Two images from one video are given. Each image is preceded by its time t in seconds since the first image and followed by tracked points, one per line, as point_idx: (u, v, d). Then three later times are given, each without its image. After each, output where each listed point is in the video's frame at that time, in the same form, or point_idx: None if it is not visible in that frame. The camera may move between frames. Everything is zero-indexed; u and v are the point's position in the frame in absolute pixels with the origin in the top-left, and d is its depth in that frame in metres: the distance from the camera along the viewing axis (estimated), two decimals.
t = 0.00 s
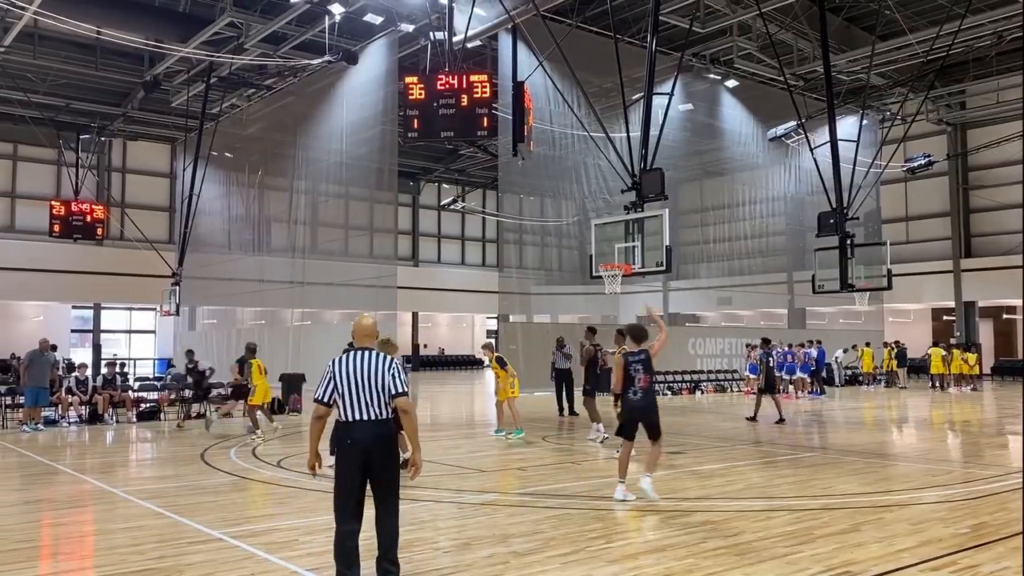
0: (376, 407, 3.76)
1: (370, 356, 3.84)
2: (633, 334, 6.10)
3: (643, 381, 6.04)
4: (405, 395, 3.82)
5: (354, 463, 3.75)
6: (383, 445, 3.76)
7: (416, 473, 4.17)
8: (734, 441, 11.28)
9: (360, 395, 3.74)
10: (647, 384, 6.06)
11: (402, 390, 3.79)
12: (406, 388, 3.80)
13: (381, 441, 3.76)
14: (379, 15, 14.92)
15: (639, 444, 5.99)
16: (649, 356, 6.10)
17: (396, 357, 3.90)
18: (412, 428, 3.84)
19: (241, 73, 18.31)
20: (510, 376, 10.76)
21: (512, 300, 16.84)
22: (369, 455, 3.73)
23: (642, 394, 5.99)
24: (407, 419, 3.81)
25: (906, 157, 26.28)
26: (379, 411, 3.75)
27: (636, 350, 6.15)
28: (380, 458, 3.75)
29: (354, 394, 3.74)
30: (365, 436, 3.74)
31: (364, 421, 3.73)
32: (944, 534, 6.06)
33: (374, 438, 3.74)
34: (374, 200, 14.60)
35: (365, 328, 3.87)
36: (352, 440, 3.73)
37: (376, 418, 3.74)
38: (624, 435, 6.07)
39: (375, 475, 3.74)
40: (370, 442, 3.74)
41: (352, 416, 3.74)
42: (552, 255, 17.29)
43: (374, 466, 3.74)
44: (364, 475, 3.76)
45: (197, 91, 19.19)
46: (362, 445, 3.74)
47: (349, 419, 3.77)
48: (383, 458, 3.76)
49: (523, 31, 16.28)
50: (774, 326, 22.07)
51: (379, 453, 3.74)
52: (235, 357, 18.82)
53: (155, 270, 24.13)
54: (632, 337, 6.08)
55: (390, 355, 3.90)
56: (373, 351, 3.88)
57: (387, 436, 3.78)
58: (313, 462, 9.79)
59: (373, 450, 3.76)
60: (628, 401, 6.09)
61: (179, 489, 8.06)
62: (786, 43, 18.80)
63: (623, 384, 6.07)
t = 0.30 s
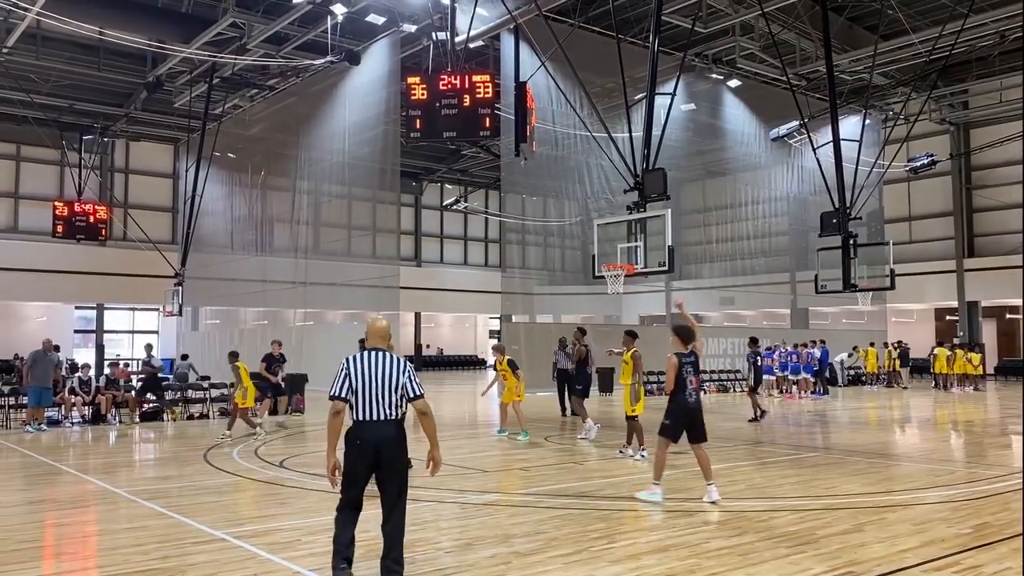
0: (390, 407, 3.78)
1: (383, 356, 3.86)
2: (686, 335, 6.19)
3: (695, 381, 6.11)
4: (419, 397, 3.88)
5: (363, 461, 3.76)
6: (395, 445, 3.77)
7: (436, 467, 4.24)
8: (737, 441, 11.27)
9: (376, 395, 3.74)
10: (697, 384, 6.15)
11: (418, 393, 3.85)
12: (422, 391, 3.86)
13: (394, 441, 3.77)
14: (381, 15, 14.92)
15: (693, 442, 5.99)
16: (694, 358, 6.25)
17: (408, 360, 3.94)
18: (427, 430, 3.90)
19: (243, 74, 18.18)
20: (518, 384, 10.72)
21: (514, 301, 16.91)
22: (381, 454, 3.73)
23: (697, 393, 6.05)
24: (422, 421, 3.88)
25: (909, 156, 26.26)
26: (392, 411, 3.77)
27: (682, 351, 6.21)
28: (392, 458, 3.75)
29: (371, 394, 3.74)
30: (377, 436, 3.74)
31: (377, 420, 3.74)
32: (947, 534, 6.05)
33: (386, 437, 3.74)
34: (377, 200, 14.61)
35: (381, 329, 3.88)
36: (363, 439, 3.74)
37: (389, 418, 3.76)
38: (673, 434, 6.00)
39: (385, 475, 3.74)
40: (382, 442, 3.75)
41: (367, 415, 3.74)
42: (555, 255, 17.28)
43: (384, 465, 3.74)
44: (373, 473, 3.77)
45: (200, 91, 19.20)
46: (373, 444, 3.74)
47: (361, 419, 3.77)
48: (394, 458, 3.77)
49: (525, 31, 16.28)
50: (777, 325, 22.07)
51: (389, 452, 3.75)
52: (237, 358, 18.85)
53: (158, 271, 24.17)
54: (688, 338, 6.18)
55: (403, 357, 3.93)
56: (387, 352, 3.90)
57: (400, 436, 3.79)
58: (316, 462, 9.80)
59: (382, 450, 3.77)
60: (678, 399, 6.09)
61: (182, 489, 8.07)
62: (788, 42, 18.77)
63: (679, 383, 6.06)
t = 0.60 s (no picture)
0: (389, 408, 3.81)
1: (380, 356, 3.88)
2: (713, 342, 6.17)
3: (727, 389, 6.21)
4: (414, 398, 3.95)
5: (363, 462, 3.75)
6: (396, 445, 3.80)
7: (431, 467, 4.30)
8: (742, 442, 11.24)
9: (377, 396, 3.76)
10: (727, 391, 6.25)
11: (415, 393, 3.91)
12: (419, 392, 3.92)
13: (393, 441, 3.79)
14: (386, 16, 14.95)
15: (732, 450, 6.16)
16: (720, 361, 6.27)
17: (403, 360, 3.98)
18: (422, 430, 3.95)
19: (248, 75, 18.31)
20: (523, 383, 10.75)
21: (519, 301, 16.87)
22: (382, 455, 3.74)
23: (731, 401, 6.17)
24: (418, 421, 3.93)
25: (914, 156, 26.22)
26: (392, 411, 3.80)
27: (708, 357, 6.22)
28: (393, 458, 3.77)
29: (372, 394, 3.76)
30: (376, 437, 3.75)
31: (377, 421, 3.76)
32: (953, 534, 6.03)
33: (386, 438, 3.76)
34: (381, 201, 14.61)
35: (378, 329, 3.92)
36: (363, 439, 3.73)
37: (389, 418, 3.79)
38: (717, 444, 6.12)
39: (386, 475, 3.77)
40: (381, 442, 3.76)
41: (366, 415, 3.76)
42: (559, 255, 17.29)
43: (384, 465, 3.76)
44: (371, 473, 3.77)
45: (205, 92, 19.24)
46: (373, 445, 3.75)
47: (358, 419, 3.78)
48: (393, 458, 3.79)
49: (529, 31, 16.28)
50: (782, 325, 22.03)
51: (389, 454, 3.76)
52: (242, 358, 18.87)
53: (163, 271, 24.21)
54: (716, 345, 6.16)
55: (397, 358, 3.97)
56: (383, 353, 3.93)
57: (398, 437, 3.81)
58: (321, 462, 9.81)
59: (380, 451, 3.78)
60: (713, 406, 6.16)
61: (188, 489, 8.10)
62: (793, 41, 18.74)
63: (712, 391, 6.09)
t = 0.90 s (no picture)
0: (372, 404, 3.82)
1: (363, 354, 3.91)
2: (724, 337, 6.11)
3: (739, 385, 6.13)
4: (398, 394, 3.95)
5: (348, 459, 3.77)
6: (380, 442, 3.81)
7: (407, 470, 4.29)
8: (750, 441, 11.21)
9: (358, 392, 3.79)
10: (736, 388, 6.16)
11: (398, 389, 3.91)
12: (401, 387, 3.92)
13: (377, 437, 3.80)
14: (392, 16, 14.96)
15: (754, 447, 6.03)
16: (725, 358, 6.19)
17: (387, 357, 4.00)
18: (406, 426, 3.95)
19: (255, 75, 18.37)
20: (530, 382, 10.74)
21: (526, 301, 16.81)
22: (367, 452, 3.76)
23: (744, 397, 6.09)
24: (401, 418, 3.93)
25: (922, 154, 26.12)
26: (375, 408, 3.81)
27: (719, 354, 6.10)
28: (378, 455, 3.78)
29: (352, 390, 3.78)
30: (359, 433, 3.76)
31: (359, 417, 3.78)
32: (961, 535, 6.00)
33: (368, 434, 3.77)
34: (388, 201, 14.62)
35: (360, 327, 3.96)
36: (346, 436, 3.75)
37: (373, 415, 3.81)
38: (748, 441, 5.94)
39: (373, 471, 3.78)
40: (365, 438, 3.77)
41: (349, 412, 3.78)
42: (565, 254, 17.30)
43: (370, 462, 3.78)
44: (356, 470, 3.78)
45: (212, 92, 19.29)
46: (357, 443, 3.77)
47: (343, 416, 3.81)
48: (377, 454, 3.79)
49: (535, 30, 16.27)
50: (790, 324, 21.97)
51: (371, 450, 3.77)
52: (250, 358, 18.93)
53: (170, 271, 24.27)
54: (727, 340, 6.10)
55: (382, 355, 3.99)
56: (366, 350, 3.96)
57: (382, 433, 3.82)
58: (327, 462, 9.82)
59: (364, 447, 3.79)
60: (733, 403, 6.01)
61: (195, 488, 8.12)
62: (800, 40, 18.66)
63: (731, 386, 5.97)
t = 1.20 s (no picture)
0: (358, 400, 3.90)
1: (350, 353, 4.00)
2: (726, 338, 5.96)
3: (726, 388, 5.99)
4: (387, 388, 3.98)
5: (339, 456, 3.87)
6: (369, 438, 3.89)
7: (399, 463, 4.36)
8: (759, 441, 11.18)
9: (341, 390, 3.87)
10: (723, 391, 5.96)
11: (384, 383, 3.94)
12: (388, 381, 3.95)
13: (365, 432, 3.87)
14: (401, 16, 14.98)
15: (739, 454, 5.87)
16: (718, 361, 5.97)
17: (377, 353, 4.06)
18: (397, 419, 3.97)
19: (264, 75, 18.43)
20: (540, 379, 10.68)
21: (534, 299, 16.72)
22: (355, 448, 3.84)
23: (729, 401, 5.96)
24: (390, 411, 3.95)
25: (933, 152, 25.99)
26: (362, 405, 3.89)
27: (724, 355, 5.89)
28: (366, 451, 3.85)
29: (335, 390, 3.88)
30: (346, 429, 3.86)
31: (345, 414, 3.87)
32: (970, 535, 5.97)
33: (355, 430, 3.85)
34: (397, 200, 14.65)
35: (346, 327, 4.05)
36: (335, 433, 3.86)
37: (361, 411, 3.88)
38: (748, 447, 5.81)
39: (362, 467, 3.86)
40: (352, 435, 3.86)
41: (335, 410, 3.88)
42: (574, 254, 17.32)
43: (359, 457, 3.86)
44: (348, 466, 3.88)
45: (222, 92, 19.36)
46: (346, 439, 3.86)
47: (332, 415, 3.92)
48: (365, 449, 3.86)
49: (544, 29, 16.26)
50: (800, 323, 21.90)
51: (359, 445, 3.85)
52: (260, 357, 18.99)
53: (181, 271, 24.39)
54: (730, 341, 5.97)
55: (371, 352, 4.05)
56: (354, 349, 4.05)
57: (371, 428, 3.89)
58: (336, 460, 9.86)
59: (354, 443, 3.87)
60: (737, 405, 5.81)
61: (205, 487, 8.17)
62: (809, 38, 18.59)
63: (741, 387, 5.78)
